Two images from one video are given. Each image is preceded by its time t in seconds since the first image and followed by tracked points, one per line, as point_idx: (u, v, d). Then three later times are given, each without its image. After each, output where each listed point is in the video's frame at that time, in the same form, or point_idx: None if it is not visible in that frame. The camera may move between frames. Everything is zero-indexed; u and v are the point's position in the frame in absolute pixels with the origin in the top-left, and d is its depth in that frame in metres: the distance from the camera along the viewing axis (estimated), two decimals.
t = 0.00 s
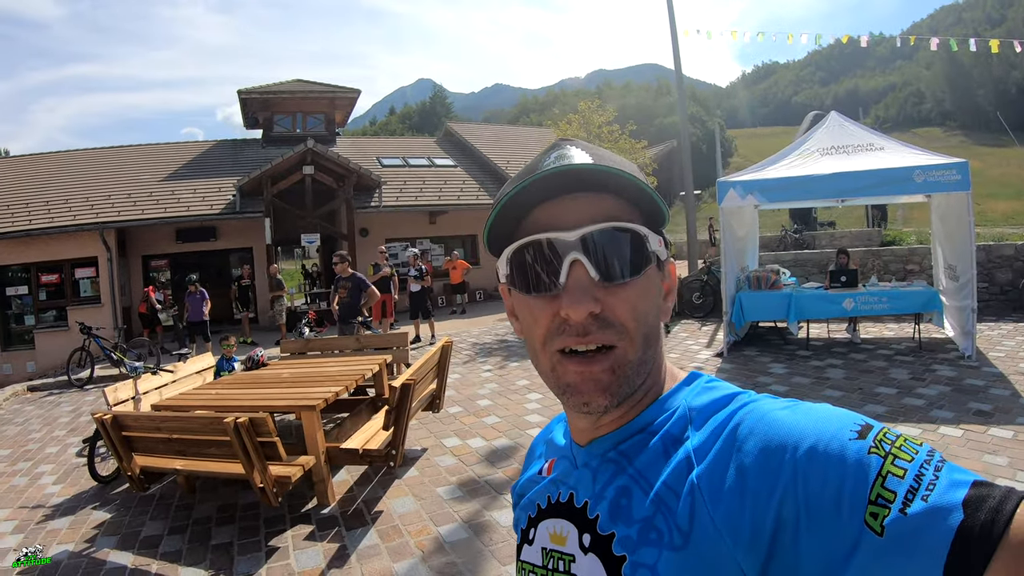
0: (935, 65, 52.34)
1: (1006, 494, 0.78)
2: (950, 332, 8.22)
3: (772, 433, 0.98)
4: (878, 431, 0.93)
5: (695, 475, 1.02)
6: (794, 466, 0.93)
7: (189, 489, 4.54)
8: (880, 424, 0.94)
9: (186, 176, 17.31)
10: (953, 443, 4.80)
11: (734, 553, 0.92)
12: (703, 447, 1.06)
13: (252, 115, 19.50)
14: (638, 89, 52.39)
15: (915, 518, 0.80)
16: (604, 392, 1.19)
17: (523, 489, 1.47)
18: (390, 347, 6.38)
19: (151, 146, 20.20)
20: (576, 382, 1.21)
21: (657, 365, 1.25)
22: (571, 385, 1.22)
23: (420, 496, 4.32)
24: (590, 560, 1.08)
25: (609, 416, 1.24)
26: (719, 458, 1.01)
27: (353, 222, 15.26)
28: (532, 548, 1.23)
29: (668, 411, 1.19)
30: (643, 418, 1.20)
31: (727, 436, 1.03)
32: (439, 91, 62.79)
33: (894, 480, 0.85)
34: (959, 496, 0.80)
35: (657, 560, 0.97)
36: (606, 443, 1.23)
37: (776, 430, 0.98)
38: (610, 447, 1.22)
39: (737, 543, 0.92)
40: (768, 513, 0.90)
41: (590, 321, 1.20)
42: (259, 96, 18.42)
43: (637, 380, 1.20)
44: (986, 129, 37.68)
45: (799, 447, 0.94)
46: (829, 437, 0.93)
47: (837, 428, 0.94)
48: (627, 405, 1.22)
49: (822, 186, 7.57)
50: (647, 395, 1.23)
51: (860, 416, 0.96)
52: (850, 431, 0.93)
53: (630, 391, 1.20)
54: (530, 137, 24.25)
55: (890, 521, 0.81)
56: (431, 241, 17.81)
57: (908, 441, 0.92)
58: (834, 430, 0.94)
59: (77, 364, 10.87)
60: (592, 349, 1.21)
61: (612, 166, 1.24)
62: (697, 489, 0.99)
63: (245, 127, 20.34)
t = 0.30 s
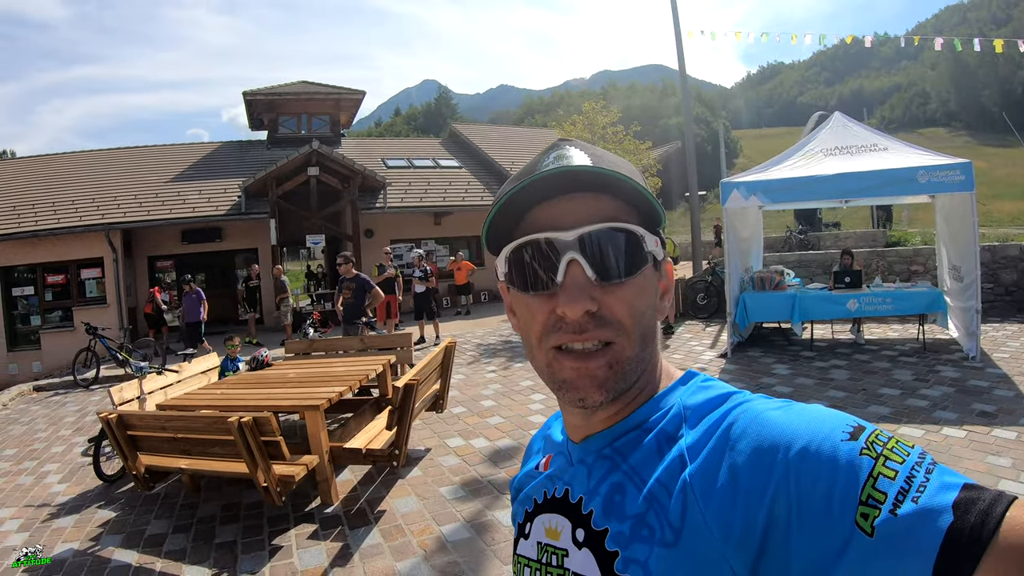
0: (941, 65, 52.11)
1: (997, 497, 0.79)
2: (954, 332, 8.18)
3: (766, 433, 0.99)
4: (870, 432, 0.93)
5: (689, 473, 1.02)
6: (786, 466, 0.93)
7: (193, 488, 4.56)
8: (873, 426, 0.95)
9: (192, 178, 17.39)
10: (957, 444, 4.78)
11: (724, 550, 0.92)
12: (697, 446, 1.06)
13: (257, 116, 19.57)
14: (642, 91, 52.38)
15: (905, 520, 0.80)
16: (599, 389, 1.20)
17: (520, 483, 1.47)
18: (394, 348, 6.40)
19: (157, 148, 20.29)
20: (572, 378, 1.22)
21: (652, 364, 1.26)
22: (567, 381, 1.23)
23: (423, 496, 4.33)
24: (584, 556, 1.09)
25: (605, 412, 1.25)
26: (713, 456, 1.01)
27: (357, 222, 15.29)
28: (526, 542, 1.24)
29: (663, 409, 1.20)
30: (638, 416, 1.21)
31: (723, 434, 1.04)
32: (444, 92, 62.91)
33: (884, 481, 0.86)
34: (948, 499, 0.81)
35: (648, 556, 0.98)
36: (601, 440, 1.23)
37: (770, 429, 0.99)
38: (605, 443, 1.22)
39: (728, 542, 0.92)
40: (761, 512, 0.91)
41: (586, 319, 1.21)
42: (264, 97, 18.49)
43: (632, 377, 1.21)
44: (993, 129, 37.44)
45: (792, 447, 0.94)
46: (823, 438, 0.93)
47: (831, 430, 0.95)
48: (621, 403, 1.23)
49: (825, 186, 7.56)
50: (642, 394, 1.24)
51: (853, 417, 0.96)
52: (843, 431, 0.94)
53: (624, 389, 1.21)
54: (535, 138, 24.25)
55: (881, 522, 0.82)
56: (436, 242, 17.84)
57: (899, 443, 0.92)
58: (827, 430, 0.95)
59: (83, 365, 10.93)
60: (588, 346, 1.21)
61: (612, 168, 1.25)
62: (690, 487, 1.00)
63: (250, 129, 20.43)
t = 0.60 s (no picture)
0: (945, 63, 51.87)
1: (1005, 499, 0.78)
2: (958, 331, 8.15)
3: (771, 432, 0.98)
4: (877, 432, 0.93)
5: (692, 471, 1.02)
6: (791, 467, 0.92)
7: (196, 488, 4.58)
8: (880, 425, 0.94)
9: (196, 178, 17.44)
10: (960, 443, 4.75)
11: (728, 550, 0.92)
12: (701, 444, 1.06)
13: (260, 117, 19.61)
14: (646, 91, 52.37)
15: (911, 521, 0.80)
16: (600, 387, 1.20)
17: (522, 479, 1.47)
18: (396, 348, 6.40)
19: (161, 148, 20.35)
20: (573, 375, 1.22)
21: (654, 361, 1.26)
22: (567, 378, 1.23)
23: (425, 495, 4.33)
24: (585, 554, 1.09)
25: (606, 408, 1.25)
26: (717, 454, 1.01)
27: (361, 222, 15.28)
28: (527, 540, 1.24)
29: (667, 407, 1.20)
30: (641, 413, 1.21)
31: (726, 433, 1.03)
32: (447, 92, 62.94)
33: (893, 481, 0.85)
34: (957, 501, 0.80)
35: (651, 556, 0.98)
36: (603, 438, 1.23)
37: (773, 428, 0.99)
38: (607, 441, 1.22)
39: (731, 541, 0.92)
40: (765, 512, 0.91)
41: (587, 316, 1.21)
42: (267, 98, 18.53)
43: (633, 374, 1.21)
44: (998, 126, 37.23)
45: (797, 447, 0.94)
46: (828, 437, 0.93)
47: (838, 429, 0.94)
48: (622, 400, 1.23)
49: (828, 185, 7.54)
50: (645, 389, 1.24)
51: (860, 417, 0.96)
52: (849, 431, 0.93)
53: (625, 386, 1.21)
54: (538, 138, 24.22)
55: (887, 523, 0.81)
56: (439, 242, 17.85)
57: (907, 442, 0.92)
58: (833, 429, 0.94)
59: (87, 365, 10.98)
60: (588, 343, 1.21)
61: (614, 164, 1.24)
62: (693, 485, 1.00)
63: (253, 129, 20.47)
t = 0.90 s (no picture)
0: (947, 62, 51.82)
1: (1002, 495, 0.79)
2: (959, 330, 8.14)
3: (769, 428, 0.98)
4: (875, 428, 0.93)
5: (689, 468, 1.02)
6: (788, 463, 0.93)
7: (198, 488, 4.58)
8: (877, 422, 0.94)
9: (198, 180, 17.47)
10: (960, 442, 4.75)
11: (726, 545, 0.92)
12: (699, 441, 1.06)
13: (262, 118, 19.65)
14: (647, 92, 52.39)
15: (908, 517, 0.80)
16: (597, 385, 1.21)
17: (519, 476, 1.48)
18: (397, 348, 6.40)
19: (163, 150, 20.39)
20: (569, 373, 1.22)
21: (652, 359, 1.26)
22: (564, 377, 1.24)
23: (426, 495, 4.33)
24: (583, 551, 1.09)
25: (604, 406, 1.26)
26: (715, 451, 1.01)
27: (362, 223, 15.29)
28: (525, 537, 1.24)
29: (664, 404, 1.20)
30: (639, 410, 1.22)
31: (723, 430, 1.03)
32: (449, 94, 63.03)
33: (890, 477, 0.85)
34: (954, 496, 0.81)
35: (648, 553, 0.98)
36: (600, 435, 1.24)
37: (771, 424, 0.99)
38: (605, 439, 1.23)
39: (728, 538, 0.92)
40: (762, 509, 0.91)
41: (584, 315, 1.21)
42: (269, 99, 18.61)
43: (631, 372, 1.21)
44: (999, 125, 37.20)
45: (794, 444, 0.94)
46: (824, 434, 0.93)
47: (834, 425, 0.94)
48: (619, 398, 1.23)
49: (829, 185, 7.54)
50: (642, 387, 1.25)
51: (857, 412, 0.96)
52: (847, 428, 0.93)
53: (622, 385, 1.21)
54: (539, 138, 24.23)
55: (884, 520, 0.82)
56: (441, 243, 17.87)
57: (903, 439, 0.92)
58: (829, 426, 0.94)
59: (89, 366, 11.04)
60: (585, 341, 1.22)
61: (611, 163, 1.25)
62: (690, 482, 1.00)
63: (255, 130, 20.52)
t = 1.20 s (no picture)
0: (950, 62, 51.74)
1: (1005, 498, 0.79)
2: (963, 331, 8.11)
3: (771, 429, 0.98)
4: (877, 430, 0.93)
5: (690, 471, 1.02)
6: (791, 464, 0.93)
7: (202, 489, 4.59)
8: (879, 423, 0.94)
9: (201, 182, 17.53)
10: (964, 443, 4.73)
11: (728, 548, 0.93)
12: (700, 442, 1.06)
13: (265, 121, 19.69)
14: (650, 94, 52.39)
15: (912, 519, 0.81)
16: (598, 386, 1.21)
17: (519, 478, 1.48)
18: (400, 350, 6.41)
19: (167, 152, 20.46)
20: (570, 374, 1.23)
21: (653, 358, 1.26)
22: (565, 378, 1.24)
23: (430, 496, 4.34)
24: (584, 554, 1.09)
25: (604, 406, 1.26)
26: (717, 453, 1.01)
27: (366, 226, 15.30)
28: (525, 540, 1.24)
29: (665, 405, 1.20)
30: (639, 412, 1.22)
31: (725, 432, 1.04)
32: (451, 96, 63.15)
33: (892, 479, 0.86)
34: (956, 499, 0.81)
35: (651, 556, 0.99)
36: (601, 438, 1.24)
37: (773, 426, 0.99)
38: (605, 440, 1.23)
39: (732, 541, 0.93)
40: (764, 511, 0.91)
41: (585, 315, 1.22)
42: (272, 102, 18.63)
43: (631, 373, 1.21)
44: (1003, 126, 37.12)
45: (798, 445, 0.94)
46: (827, 435, 0.93)
47: (836, 426, 0.95)
48: (619, 398, 1.24)
49: (832, 186, 7.53)
50: (643, 388, 1.26)
51: (857, 414, 0.96)
52: (848, 429, 0.94)
53: (623, 386, 1.22)
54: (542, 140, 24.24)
55: (887, 521, 0.82)
56: (444, 245, 17.88)
57: (906, 441, 0.92)
58: (831, 427, 0.95)
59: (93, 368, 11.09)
60: (585, 342, 1.22)
61: (612, 162, 1.25)
62: (692, 484, 1.00)
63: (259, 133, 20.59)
